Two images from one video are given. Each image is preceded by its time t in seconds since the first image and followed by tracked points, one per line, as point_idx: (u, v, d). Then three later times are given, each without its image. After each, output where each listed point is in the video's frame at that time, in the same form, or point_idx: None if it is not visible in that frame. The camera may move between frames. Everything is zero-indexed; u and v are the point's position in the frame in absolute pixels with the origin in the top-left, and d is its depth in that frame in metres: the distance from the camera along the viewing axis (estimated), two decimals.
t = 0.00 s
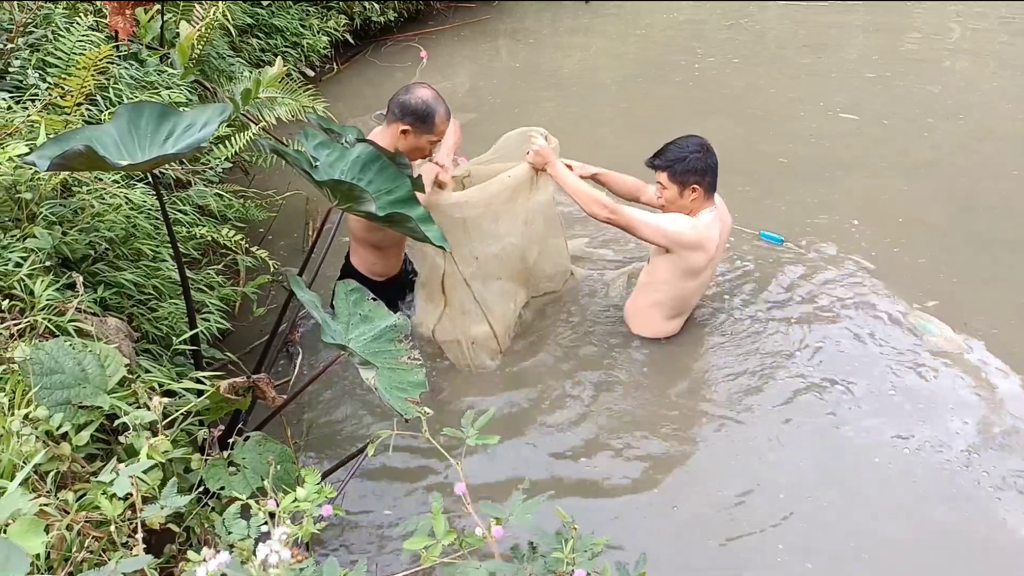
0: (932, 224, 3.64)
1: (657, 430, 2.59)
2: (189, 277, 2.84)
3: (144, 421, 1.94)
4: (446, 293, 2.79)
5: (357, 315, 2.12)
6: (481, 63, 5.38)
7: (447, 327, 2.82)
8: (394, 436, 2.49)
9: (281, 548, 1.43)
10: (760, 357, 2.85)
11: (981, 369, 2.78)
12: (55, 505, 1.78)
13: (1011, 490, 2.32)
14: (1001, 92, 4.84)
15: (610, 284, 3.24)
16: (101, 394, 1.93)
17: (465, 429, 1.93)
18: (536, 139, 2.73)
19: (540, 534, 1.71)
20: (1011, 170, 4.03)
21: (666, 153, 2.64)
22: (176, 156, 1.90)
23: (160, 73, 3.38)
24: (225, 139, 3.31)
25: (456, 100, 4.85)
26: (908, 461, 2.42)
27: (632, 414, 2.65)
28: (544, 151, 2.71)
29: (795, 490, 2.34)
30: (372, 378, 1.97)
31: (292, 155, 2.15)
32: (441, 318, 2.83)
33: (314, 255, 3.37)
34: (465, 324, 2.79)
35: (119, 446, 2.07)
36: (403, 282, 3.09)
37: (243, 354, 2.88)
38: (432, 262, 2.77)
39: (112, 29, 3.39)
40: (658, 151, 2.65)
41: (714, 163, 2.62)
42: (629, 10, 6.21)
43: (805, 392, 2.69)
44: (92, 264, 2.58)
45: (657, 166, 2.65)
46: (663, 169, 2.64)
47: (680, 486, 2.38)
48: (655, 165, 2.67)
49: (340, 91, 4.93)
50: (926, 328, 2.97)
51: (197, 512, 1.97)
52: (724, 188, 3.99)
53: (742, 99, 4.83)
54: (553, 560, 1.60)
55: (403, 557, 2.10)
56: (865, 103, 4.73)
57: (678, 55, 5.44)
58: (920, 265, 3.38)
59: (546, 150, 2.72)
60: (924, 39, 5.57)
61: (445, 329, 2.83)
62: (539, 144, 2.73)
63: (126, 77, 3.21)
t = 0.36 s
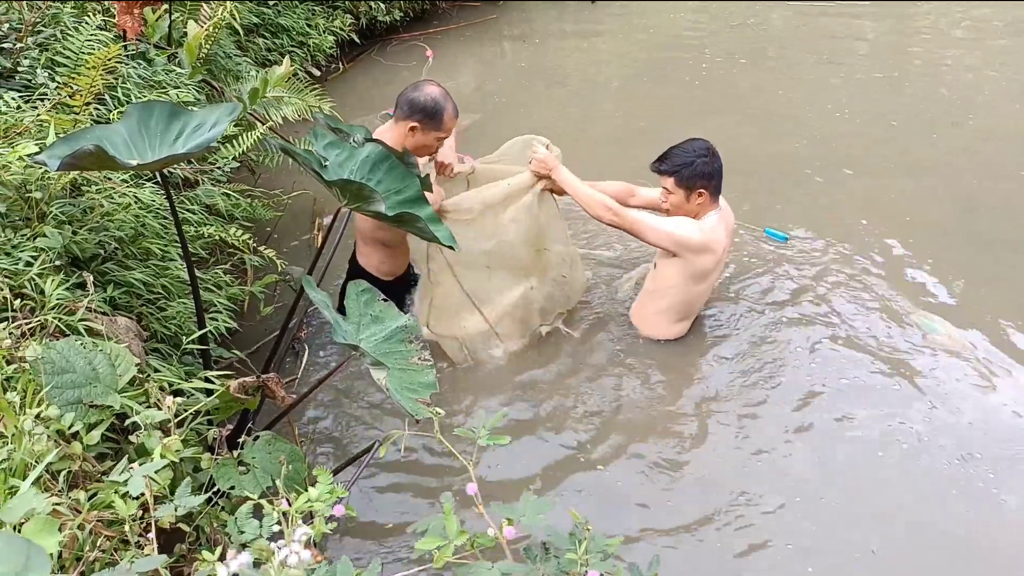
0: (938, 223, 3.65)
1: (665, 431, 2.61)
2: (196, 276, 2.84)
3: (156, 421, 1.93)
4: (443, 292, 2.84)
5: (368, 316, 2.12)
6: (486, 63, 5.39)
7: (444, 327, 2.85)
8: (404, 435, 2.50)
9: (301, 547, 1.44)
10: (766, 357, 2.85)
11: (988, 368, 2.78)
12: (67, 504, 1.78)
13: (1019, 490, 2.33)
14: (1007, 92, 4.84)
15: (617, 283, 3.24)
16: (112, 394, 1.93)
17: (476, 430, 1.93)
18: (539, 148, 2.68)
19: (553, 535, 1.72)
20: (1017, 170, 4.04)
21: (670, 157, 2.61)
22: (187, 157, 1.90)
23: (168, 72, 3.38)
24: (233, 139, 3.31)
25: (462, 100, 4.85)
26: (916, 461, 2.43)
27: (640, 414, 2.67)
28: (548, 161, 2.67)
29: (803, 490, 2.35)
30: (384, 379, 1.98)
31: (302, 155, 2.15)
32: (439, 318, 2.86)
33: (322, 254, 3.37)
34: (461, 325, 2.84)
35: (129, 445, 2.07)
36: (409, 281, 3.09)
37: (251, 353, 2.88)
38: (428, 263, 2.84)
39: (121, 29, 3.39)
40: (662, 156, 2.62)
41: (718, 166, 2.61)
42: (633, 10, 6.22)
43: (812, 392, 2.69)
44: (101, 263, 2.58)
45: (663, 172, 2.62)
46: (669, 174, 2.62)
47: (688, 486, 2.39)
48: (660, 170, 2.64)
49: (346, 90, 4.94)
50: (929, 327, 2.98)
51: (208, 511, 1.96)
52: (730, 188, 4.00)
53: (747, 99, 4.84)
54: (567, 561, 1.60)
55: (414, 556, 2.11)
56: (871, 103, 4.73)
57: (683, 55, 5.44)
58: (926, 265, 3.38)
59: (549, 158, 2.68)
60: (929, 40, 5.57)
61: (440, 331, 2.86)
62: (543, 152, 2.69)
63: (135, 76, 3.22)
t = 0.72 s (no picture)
0: (947, 223, 3.63)
1: (672, 431, 2.60)
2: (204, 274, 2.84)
3: (163, 418, 1.94)
4: (445, 291, 2.75)
5: (374, 313, 2.12)
6: (492, 62, 5.38)
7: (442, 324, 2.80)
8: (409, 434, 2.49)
9: (307, 545, 1.44)
10: (770, 356, 2.85)
11: (993, 367, 2.77)
12: (75, 501, 1.78)
13: None
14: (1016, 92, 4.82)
15: (624, 283, 3.24)
16: (120, 391, 1.93)
17: (482, 429, 1.92)
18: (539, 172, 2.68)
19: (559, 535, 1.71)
20: None
21: (668, 171, 2.55)
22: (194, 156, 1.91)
23: (175, 72, 3.39)
24: (240, 138, 3.33)
25: (468, 99, 4.85)
26: (923, 461, 2.41)
27: (646, 415, 2.66)
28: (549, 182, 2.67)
29: (811, 491, 2.34)
30: (389, 377, 1.98)
31: (309, 154, 2.15)
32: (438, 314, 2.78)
33: (329, 253, 3.37)
34: (461, 322, 2.81)
35: (136, 443, 2.07)
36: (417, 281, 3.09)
37: (258, 352, 2.88)
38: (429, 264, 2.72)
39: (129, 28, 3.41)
40: (660, 169, 2.57)
41: (718, 176, 2.56)
42: (641, 9, 6.21)
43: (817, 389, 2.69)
44: (109, 261, 2.59)
45: (662, 185, 2.56)
46: (668, 188, 2.55)
47: (694, 487, 2.38)
48: (658, 183, 2.58)
49: (353, 90, 4.94)
50: (934, 324, 2.98)
51: (214, 509, 1.96)
52: (738, 188, 3.98)
53: (755, 98, 4.82)
54: (572, 560, 1.60)
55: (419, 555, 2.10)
56: (879, 103, 4.71)
57: (690, 54, 5.43)
58: (934, 265, 3.36)
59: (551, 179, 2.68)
60: (937, 39, 5.54)
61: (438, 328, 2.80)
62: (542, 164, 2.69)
63: (143, 75, 3.22)
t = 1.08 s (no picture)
0: (949, 223, 3.61)
1: (671, 432, 2.59)
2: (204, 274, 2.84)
3: (160, 417, 1.93)
4: (444, 292, 2.73)
5: (372, 313, 2.11)
6: (494, 62, 5.38)
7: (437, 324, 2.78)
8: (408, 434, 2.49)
9: (299, 543, 1.43)
10: (769, 356, 2.83)
11: (992, 366, 2.76)
12: (71, 499, 1.78)
13: None
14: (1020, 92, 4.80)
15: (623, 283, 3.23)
16: (117, 390, 1.93)
17: (479, 429, 1.91)
18: (542, 252, 2.73)
19: (555, 535, 1.70)
20: None
21: (675, 179, 2.53)
22: (192, 155, 1.90)
23: (176, 71, 3.40)
24: (241, 137, 3.33)
25: (470, 99, 4.84)
26: (922, 461, 2.40)
27: (645, 415, 2.65)
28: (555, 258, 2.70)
29: (810, 492, 2.32)
30: (387, 377, 1.96)
31: (308, 153, 2.15)
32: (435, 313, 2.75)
33: (329, 252, 3.37)
34: (457, 322, 2.78)
35: (134, 441, 2.07)
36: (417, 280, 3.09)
37: (257, 351, 2.88)
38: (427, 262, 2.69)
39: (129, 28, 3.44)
40: (667, 177, 2.55)
41: (725, 188, 2.53)
42: (643, 9, 6.20)
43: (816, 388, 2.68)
44: (108, 260, 2.59)
45: (669, 196, 2.52)
46: (673, 196, 2.53)
47: (693, 487, 2.37)
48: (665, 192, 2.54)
49: (354, 89, 4.94)
50: (931, 324, 2.96)
51: (212, 508, 1.96)
52: (739, 188, 3.97)
53: (757, 98, 4.81)
54: (567, 560, 1.59)
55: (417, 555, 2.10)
56: (881, 103, 4.69)
57: (692, 54, 5.42)
58: (936, 265, 3.35)
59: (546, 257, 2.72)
60: (941, 40, 5.52)
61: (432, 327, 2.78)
62: (552, 168, 2.79)
63: (143, 74, 3.23)
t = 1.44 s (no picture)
0: (952, 224, 3.61)
1: (674, 433, 2.59)
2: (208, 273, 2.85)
3: (164, 416, 1.94)
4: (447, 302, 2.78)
5: (375, 312, 2.12)
6: (498, 63, 5.39)
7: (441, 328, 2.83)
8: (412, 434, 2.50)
9: (303, 542, 1.44)
10: (771, 355, 2.84)
11: (993, 366, 2.75)
12: (76, 497, 1.79)
13: None
14: None
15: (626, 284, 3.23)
16: (122, 388, 1.94)
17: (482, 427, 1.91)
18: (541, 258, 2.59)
19: (556, 534, 1.71)
20: None
21: (686, 166, 2.50)
22: (197, 154, 1.91)
23: (181, 71, 3.40)
24: (245, 137, 3.34)
25: (474, 99, 4.85)
26: (923, 461, 2.39)
27: (648, 415, 2.65)
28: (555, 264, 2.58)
29: (813, 492, 2.32)
30: (390, 376, 1.97)
31: (312, 153, 2.15)
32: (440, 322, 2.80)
33: (333, 251, 3.38)
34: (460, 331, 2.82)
35: (138, 440, 2.08)
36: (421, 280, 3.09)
37: (260, 350, 2.89)
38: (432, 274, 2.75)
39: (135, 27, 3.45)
40: (679, 163, 2.52)
41: (734, 184, 2.51)
42: (647, 10, 6.21)
43: (816, 388, 2.68)
44: (113, 259, 2.60)
45: (675, 183, 2.49)
46: (682, 182, 2.50)
47: (696, 488, 2.37)
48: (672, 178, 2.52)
49: (358, 89, 4.95)
50: (931, 322, 2.98)
51: (215, 506, 1.97)
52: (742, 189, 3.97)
53: (761, 99, 4.81)
54: (570, 560, 1.59)
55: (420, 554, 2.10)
56: (885, 104, 4.69)
57: (696, 55, 5.42)
58: (939, 266, 3.34)
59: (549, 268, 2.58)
60: (945, 40, 5.51)
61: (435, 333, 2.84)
62: (562, 188, 2.77)
63: (148, 74, 3.24)
